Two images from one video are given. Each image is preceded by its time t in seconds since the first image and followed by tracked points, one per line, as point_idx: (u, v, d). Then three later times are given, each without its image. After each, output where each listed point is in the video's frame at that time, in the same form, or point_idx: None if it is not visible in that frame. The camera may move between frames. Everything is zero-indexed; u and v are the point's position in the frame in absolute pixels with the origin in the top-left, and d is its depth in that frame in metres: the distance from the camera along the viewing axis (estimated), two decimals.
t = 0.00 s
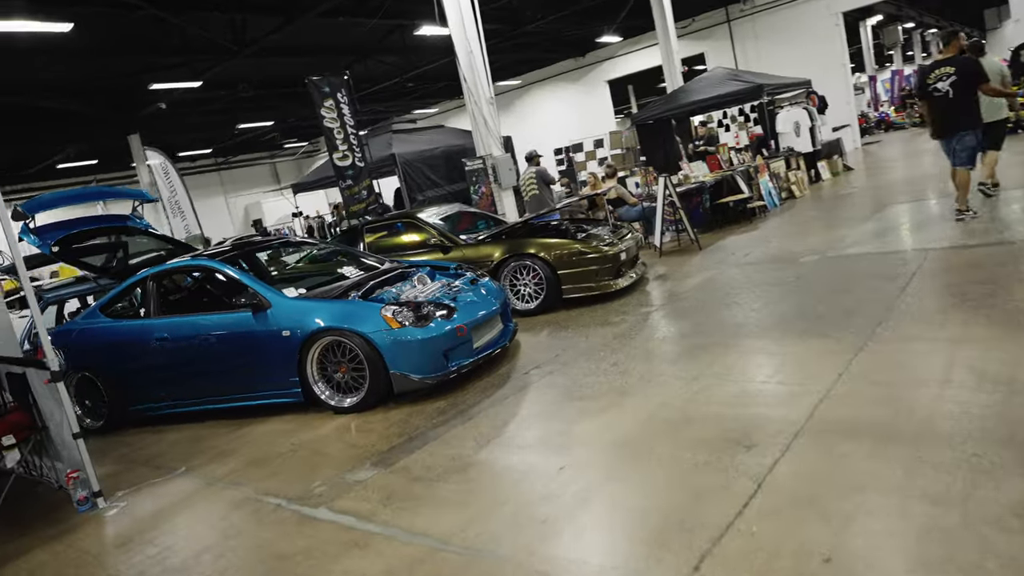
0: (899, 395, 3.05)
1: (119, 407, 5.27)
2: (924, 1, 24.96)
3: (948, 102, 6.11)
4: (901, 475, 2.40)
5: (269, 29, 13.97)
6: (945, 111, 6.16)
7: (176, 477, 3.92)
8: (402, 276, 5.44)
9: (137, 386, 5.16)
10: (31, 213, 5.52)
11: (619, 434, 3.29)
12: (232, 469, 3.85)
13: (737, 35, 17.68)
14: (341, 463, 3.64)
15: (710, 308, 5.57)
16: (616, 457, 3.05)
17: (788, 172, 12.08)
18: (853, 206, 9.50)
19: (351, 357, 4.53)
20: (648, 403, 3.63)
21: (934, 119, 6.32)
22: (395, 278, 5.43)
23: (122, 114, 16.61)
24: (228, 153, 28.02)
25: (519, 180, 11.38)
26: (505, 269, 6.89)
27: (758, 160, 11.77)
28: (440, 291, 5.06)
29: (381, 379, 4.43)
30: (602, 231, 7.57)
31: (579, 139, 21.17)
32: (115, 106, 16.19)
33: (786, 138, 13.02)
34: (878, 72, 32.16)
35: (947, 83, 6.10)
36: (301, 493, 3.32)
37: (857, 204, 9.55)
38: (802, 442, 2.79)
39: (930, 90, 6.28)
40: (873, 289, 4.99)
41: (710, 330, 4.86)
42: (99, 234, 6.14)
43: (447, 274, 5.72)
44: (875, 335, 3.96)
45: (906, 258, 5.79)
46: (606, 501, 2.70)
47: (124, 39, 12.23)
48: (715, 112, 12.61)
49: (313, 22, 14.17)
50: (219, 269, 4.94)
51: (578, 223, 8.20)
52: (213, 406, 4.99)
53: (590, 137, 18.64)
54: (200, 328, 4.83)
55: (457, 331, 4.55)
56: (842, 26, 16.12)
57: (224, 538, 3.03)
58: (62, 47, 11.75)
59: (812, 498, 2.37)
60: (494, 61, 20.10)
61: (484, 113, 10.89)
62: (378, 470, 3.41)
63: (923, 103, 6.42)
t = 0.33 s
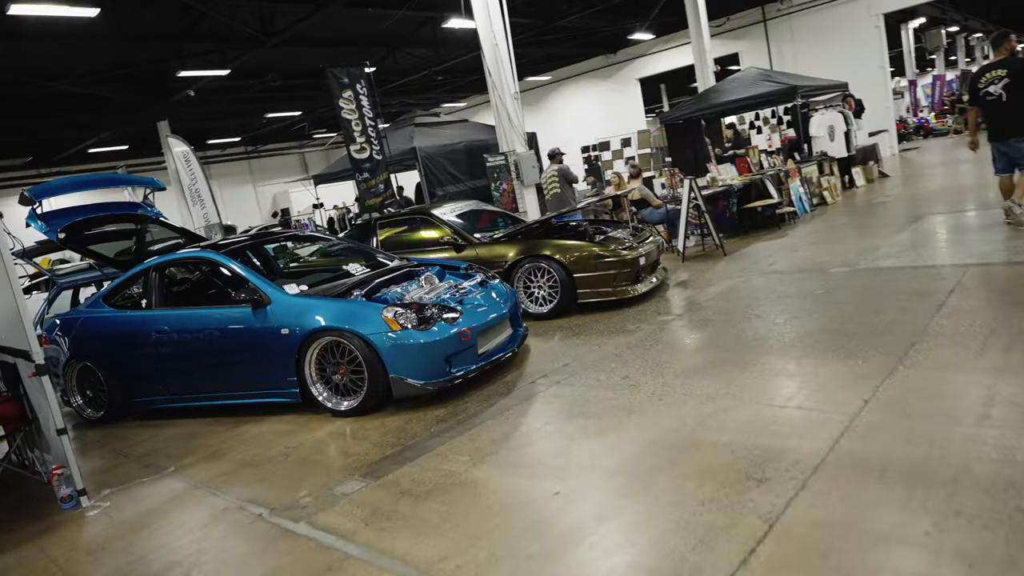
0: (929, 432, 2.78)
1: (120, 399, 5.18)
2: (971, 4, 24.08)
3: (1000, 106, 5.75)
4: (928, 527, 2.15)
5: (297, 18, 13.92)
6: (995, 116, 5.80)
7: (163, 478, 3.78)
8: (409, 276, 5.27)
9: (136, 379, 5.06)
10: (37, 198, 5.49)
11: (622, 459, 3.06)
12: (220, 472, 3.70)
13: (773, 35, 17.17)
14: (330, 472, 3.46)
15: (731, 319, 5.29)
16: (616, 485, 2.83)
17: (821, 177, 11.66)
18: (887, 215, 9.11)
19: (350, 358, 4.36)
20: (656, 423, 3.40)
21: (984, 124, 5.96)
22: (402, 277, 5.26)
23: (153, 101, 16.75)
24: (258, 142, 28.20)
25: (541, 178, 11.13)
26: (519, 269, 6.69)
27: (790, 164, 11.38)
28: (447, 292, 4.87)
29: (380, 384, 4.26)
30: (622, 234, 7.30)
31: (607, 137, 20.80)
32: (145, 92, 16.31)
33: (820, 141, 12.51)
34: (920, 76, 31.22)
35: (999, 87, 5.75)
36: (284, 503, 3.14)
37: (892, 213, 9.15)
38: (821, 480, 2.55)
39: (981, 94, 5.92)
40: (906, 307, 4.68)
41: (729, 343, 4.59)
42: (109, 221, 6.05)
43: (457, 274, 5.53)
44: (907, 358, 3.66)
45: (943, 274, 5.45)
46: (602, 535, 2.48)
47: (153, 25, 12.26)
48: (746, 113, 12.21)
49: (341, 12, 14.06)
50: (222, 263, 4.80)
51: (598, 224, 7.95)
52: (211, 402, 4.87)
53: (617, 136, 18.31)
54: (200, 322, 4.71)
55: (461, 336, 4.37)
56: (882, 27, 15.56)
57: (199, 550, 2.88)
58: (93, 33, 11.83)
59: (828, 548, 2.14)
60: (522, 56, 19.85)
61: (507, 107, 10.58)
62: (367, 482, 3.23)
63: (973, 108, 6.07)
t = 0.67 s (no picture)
0: (963, 473, 2.51)
1: (121, 390, 5.11)
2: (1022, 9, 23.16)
3: None
4: None
5: (327, 10, 13.87)
6: None
7: (150, 478, 3.66)
8: (418, 275, 5.09)
9: (137, 371, 4.98)
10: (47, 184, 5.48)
11: (624, 484, 2.85)
12: (208, 475, 3.57)
13: (811, 37, 16.67)
14: (317, 482, 3.30)
15: (752, 333, 5.02)
16: (615, 514, 2.62)
17: (854, 186, 11.24)
18: (924, 226, 8.70)
19: (349, 360, 4.21)
20: (664, 447, 3.16)
21: None
22: (409, 276, 5.09)
23: (185, 90, 16.89)
24: (287, 132, 28.37)
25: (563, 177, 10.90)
26: (533, 272, 6.47)
27: (822, 170, 10.98)
28: (454, 295, 4.69)
29: (378, 388, 4.09)
30: (643, 238, 7.05)
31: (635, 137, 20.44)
32: (177, 80, 16.45)
33: (855, 148, 12.08)
34: (964, 83, 30.16)
35: None
36: (265, 514, 2.99)
37: (930, 224, 8.73)
38: (840, 524, 2.31)
39: None
40: (942, 329, 4.37)
41: (748, 360, 4.33)
42: (119, 209, 6.01)
43: (467, 275, 5.34)
44: (940, 387, 3.38)
45: (983, 294, 5.10)
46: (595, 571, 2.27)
47: (184, 13, 12.29)
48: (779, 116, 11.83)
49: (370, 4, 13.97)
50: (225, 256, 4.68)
51: (619, 227, 7.71)
52: (210, 398, 4.76)
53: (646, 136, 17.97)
54: (201, 316, 4.60)
55: (465, 341, 4.18)
56: (926, 32, 15.00)
57: (172, 561, 2.73)
58: (125, 20, 11.90)
59: None
60: (553, 53, 19.60)
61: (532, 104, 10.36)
62: (354, 495, 3.06)
63: None
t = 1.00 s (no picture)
0: (1006, 525, 2.24)
1: (124, 381, 5.03)
2: None
3: None
4: None
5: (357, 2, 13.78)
6: None
7: (138, 475, 3.53)
8: (426, 275, 4.91)
9: (141, 362, 4.90)
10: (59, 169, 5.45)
11: (625, 512, 2.64)
12: (196, 476, 3.44)
13: (850, 40, 16.15)
14: (304, 490, 3.14)
15: (776, 347, 4.75)
16: (613, 548, 2.40)
17: (890, 195, 10.81)
18: (964, 240, 8.29)
19: (349, 361, 4.05)
20: (673, 472, 2.93)
21: None
22: (418, 275, 4.92)
23: (217, 80, 16.98)
24: (317, 124, 28.50)
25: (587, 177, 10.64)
26: (548, 275, 6.29)
27: (857, 178, 10.58)
28: (461, 296, 4.50)
29: (377, 392, 3.93)
30: (665, 242, 6.78)
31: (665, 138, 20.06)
32: (208, 69, 16.53)
33: (892, 156, 11.63)
34: (1011, 91, 29.06)
35: None
36: (245, 522, 2.84)
37: (971, 238, 8.32)
38: None
39: None
40: (982, 353, 4.06)
41: (769, 376, 4.06)
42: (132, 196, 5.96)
43: (479, 276, 5.16)
44: (979, 420, 3.09)
45: None
46: None
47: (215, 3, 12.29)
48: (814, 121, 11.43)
49: None
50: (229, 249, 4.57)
51: (641, 230, 7.46)
52: (210, 393, 4.66)
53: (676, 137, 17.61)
54: (202, 308, 4.50)
55: (469, 346, 4.00)
56: (972, 37, 14.42)
57: (143, 570, 2.58)
58: (158, 8, 11.94)
59: None
60: (585, 51, 19.31)
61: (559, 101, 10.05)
62: (340, 507, 2.89)
63: None
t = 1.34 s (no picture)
0: None
1: (127, 370, 4.96)
2: None
3: None
4: None
5: None
6: None
7: (127, 471, 3.43)
8: (436, 273, 4.75)
9: (144, 351, 4.82)
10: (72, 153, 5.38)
11: (625, 540, 2.44)
12: (184, 475, 3.32)
13: (892, 43, 15.60)
14: (290, 496, 3.00)
15: (799, 361, 4.49)
16: None
17: (929, 204, 10.38)
18: (1007, 254, 7.89)
19: (348, 361, 3.91)
20: (680, 497, 2.72)
21: None
22: (427, 272, 4.76)
23: (248, 70, 17.03)
24: (347, 116, 28.58)
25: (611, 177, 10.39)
26: (565, 277, 6.08)
27: (893, 185, 10.18)
28: (470, 297, 4.33)
29: (376, 394, 3.79)
30: (687, 246, 6.54)
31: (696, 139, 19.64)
32: (240, 58, 16.58)
33: (932, 163, 11.18)
34: None
35: None
36: (224, 530, 2.71)
37: (1014, 252, 7.91)
38: None
39: None
40: None
41: (790, 394, 3.82)
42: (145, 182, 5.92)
43: (492, 276, 4.97)
44: (1021, 455, 2.82)
45: None
46: None
47: None
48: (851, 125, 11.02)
49: None
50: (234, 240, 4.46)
51: (663, 233, 7.22)
52: (210, 386, 4.55)
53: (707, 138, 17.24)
54: (203, 300, 4.39)
55: (474, 350, 3.83)
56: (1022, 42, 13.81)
57: None
58: None
59: None
60: (617, 48, 18.97)
61: (587, 98, 9.74)
62: (324, 518, 2.74)
63: None
